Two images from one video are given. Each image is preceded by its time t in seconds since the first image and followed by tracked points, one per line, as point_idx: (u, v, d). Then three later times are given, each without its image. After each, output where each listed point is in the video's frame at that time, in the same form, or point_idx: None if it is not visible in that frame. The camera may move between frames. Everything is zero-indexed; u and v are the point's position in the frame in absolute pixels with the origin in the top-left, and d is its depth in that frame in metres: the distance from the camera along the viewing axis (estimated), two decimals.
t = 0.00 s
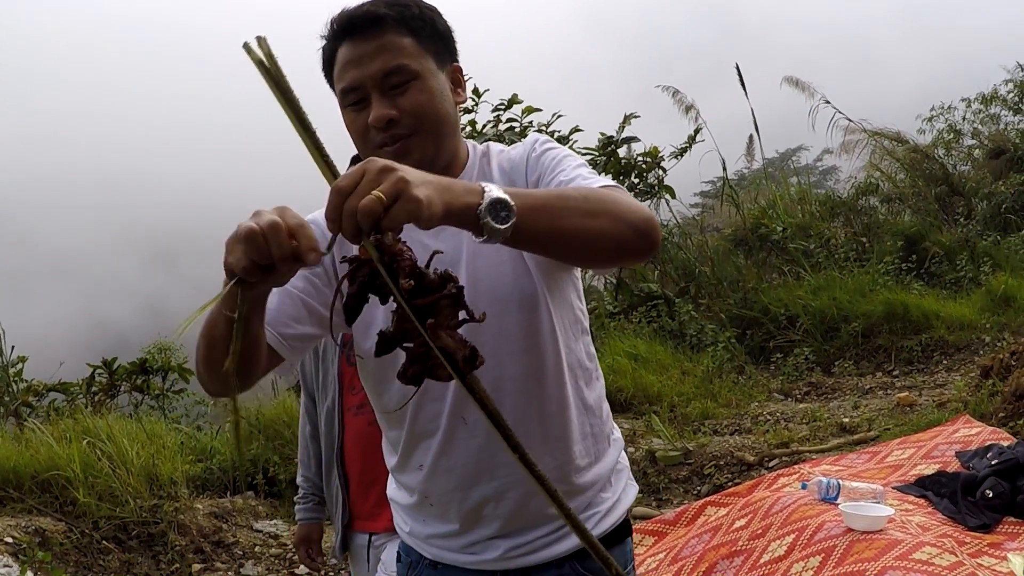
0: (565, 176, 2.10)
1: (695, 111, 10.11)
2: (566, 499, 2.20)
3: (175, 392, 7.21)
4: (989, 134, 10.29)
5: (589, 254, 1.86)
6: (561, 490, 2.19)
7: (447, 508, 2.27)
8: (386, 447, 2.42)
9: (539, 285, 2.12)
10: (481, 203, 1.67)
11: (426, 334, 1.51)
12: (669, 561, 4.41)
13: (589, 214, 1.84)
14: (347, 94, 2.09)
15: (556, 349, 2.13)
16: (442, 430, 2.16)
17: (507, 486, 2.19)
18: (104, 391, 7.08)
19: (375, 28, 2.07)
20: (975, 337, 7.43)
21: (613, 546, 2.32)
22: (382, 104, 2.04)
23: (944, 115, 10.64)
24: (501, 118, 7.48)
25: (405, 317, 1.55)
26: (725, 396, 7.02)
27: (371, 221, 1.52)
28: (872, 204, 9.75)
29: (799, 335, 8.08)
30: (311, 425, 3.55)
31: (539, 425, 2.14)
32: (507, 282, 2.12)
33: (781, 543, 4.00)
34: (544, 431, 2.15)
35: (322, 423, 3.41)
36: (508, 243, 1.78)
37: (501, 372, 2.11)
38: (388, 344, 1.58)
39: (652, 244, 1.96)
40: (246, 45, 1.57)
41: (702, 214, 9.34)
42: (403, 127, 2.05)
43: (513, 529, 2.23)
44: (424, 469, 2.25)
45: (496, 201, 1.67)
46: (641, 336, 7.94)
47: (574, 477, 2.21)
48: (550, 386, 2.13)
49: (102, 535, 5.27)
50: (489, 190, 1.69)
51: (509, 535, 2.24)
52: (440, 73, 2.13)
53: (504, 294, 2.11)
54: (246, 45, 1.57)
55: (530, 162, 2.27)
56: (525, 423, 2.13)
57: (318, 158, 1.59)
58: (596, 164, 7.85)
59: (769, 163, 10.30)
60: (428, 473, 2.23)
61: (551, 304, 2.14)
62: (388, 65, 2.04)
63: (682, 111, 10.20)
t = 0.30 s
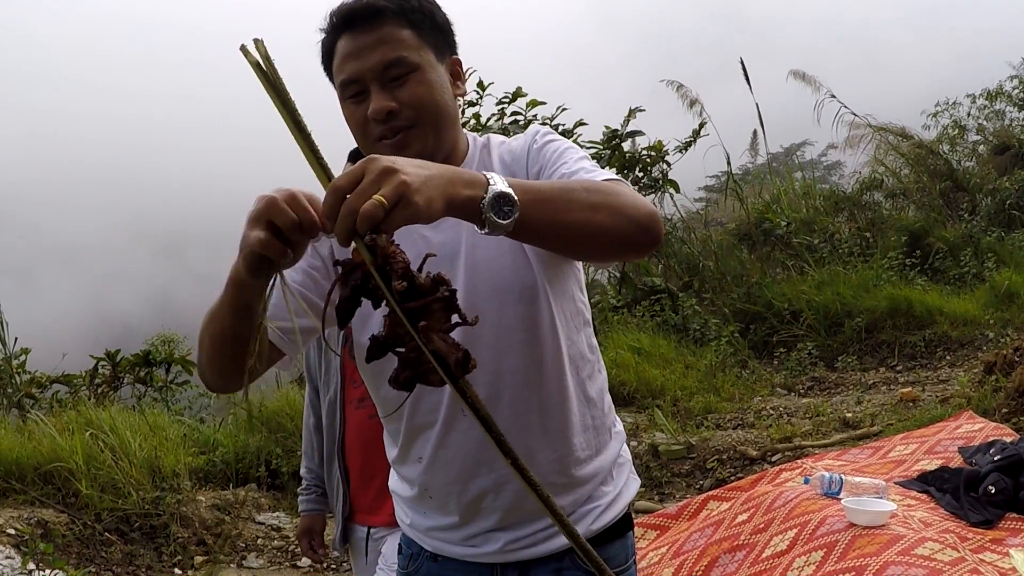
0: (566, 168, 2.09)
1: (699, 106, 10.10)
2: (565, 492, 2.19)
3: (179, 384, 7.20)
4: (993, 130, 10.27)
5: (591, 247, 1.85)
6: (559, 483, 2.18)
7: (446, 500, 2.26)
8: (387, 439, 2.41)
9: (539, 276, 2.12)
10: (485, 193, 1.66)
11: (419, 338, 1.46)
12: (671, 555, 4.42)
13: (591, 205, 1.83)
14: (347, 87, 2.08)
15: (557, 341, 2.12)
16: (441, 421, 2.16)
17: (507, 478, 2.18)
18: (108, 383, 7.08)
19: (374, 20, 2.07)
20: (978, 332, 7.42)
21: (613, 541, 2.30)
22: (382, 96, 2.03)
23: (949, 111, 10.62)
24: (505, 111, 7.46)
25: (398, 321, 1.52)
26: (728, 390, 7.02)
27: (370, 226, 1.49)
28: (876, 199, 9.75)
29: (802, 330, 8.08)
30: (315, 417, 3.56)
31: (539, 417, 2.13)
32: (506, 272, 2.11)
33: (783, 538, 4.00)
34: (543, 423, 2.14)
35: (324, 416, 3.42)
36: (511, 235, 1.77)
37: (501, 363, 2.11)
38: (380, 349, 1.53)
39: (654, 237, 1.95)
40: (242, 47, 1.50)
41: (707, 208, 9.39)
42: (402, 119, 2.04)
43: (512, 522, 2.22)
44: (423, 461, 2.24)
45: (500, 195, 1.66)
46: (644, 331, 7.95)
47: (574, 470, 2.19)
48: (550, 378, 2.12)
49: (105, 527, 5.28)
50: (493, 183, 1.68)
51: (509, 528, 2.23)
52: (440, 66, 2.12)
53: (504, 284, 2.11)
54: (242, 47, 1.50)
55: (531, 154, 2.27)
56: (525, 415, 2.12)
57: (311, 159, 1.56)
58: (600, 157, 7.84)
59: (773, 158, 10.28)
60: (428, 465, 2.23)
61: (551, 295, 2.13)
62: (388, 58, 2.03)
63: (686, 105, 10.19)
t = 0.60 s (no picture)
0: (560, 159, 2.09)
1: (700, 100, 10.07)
2: (562, 484, 2.19)
3: (179, 378, 7.20)
4: (994, 125, 10.27)
5: (583, 237, 1.85)
6: (557, 474, 2.17)
7: (444, 492, 2.26)
8: (384, 433, 2.41)
9: (536, 267, 2.11)
10: (474, 184, 1.65)
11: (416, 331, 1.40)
12: (671, 549, 4.42)
13: (582, 197, 1.83)
14: (340, 77, 2.08)
15: (553, 332, 2.12)
16: (438, 413, 2.15)
17: (504, 470, 2.17)
18: (108, 376, 7.07)
19: (368, 10, 2.06)
20: (978, 327, 7.43)
21: (610, 534, 2.29)
22: (374, 86, 2.02)
23: (949, 106, 10.60)
24: (506, 104, 7.44)
25: (394, 312, 1.44)
26: (729, 384, 7.03)
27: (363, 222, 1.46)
28: (877, 193, 9.76)
29: (803, 325, 8.09)
30: (312, 410, 3.54)
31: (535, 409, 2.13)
32: (503, 263, 2.11)
33: (782, 532, 4.00)
34: (539, 414, 2.14)
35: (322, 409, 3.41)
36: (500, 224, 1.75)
37: (497, 354, 2.10)
38: (376, 342, 1.44)
39: (645, 229, 1.94)
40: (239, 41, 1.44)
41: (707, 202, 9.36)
42: (394, 109, 2.03)
43: (509, 514, 2.22)
44: (421, 454, 2.24)
45: (488, 185, 1.65)
46: (644, 325, 7.96)
47: (570, 462, 2.19)
48: (546, 368, 2.12)
49: (105, 521, 5.28)
50: (483, 171, 1.68)
51: (506, 520, 2.23)
52: (434, 57, 2.11)
53: (501, 275, 2.10)
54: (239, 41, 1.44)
55: (525, 146, 2.26)
56: (522, 406, 2.13)
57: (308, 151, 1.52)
58: (601, 151, 7.83)
59: (773, 152, 10.27)
60: (425, 457, 2.23)
61: (547, 286, 2.13)
62: (381, 47, 2.02)
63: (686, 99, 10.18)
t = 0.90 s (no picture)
0: (560, 152, 2.09)
1: (701, 95, 10.06)
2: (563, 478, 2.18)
3: (180, 373, 7.20)
4: (995, 120, 10.26)
5: (586, 229, 1.84)
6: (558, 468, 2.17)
7: (445, 486, 2.25)
8: (384, 427, 2.40)
9: (537, 261, 2.10)
10: (481, 171, 1.65)
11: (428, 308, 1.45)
12: (671, 543, 4.42)
13: (585, 189, 1.82)
14: (341, 67, 2.06)
15: (553, 326, 2.11)
16: (438, 407, 2.15)
17: (504, 464, 2.17)
18: (109, 371, 7.07)
19: (371, 2, 2.06)
20: (979, 321, 7.43)
21: (611, 528, 2.29)
22: (375, 76, 2.02)
23: (950, 100, 10.57)
24: (506, 99, 7.44)
25: (407, 289, 1.49)
26: (729, 378, 7.03)
27: (378, 193, 1.47)
28: (878, 188, 9.75)
29: (803, 319, 8.09)
30: (312, 405, 3.54)
31: (536, 403, 2.13)
32: (504, 257, 2.10)
33: (782, 526, 4.01)
34: (540, 408, 2.13)
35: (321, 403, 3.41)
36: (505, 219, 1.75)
37: (497, 348, 2.10)
38: (388, 317, 1.50)
39: (648, 221, 1.94)
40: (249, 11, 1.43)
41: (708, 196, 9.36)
42: (394, 99, 2.03)
43: (509, 508, 2.21)
44: (422, 448, 2.24)
45: (494, 174, 1.65)
46: (644, 319, 7.96)
47: (571, 455, 2.18)
48: (547, 362, 2.11)
49: (105, 515, 5.28)
50: (487, 165, 1.66)
51: (506, 514, 2.22)
52: (436, 51, 2.10)
53: (501, 268, 2.10)
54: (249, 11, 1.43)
55: (526, 138, 2.26)
56: (522, 399, 2.12)
57: (321, 121, 1.53)
58: (601, 146, 7.83)
59: (774, 147, 10.26)
60: (426, 451, 2.22)
61: (548, 280, 2.12)
62: (383, 38, 2.02)
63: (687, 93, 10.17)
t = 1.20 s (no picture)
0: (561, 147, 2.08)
1: (701, 89, 10.06)
2: (561, 474, 2.17)
3: (180, 369, 7.19)
4: (995, 114, 10.25)
5: (584, 222, 1.84)
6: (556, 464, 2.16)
7: (442, 481, 2.25)
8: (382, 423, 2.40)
9: (534, 256, 2.10)
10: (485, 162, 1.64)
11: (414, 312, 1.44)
12: (670, 538, 4.42)
13: (588, 181, 1.81)
14: (360, 55, 2.03)
15: (551, 322, 2.11)
16: (435, 402, 2.15)
17: (501, 459, 2.17)
18: (109, 367, 7.06)
19: None
20: (978, 315, 7.44)
21: (610, 524, 2.27)
22: (399, 67, 2.00)
23: (950, 94, 10.55)
24: (506, 94, 7.43)
25: (392, 293, 1.47)
26: (729, 372, 7.04)
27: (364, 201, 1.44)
28: (878, 182, 9.75)
29: (803, 313, 8.10)
30: (311, 400, 3.54)
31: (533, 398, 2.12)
32: (501, 252, 2.10)
33: (782, 521, 4.01)
34: (537, 403, 2.13)
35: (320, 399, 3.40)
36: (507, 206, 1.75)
37: (493, 343, 2.09)
38: (374, 322, 1.48)
39: (646, 220, 1.94)
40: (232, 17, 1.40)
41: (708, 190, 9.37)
42: (415, 91, 2.01)
43: (507, 504, 2.21)
44: (418, 444, 2.23)
45: (499, 162, 1.65)
46: (644, 314, 7.96)
47: (569, 451, 2.17)
48: (544, 357, 2.11)
49: (105, 512, 5.28)
50: (493, 150, 1.66)
51: (504, 510, 2.22)
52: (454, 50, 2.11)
53: (498, 263, 2.09)
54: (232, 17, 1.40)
55: (527, 134, 2.26)
56: (518, 395, 2.11)
57: (304, 130, 1.50)
58: (601, 141, 7.83)
59: (774, 141, 10.26)
60: (423, 447, 2.21)
61: (545, 275, 2.11)
62: (409, 30, 2.01)
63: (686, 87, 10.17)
